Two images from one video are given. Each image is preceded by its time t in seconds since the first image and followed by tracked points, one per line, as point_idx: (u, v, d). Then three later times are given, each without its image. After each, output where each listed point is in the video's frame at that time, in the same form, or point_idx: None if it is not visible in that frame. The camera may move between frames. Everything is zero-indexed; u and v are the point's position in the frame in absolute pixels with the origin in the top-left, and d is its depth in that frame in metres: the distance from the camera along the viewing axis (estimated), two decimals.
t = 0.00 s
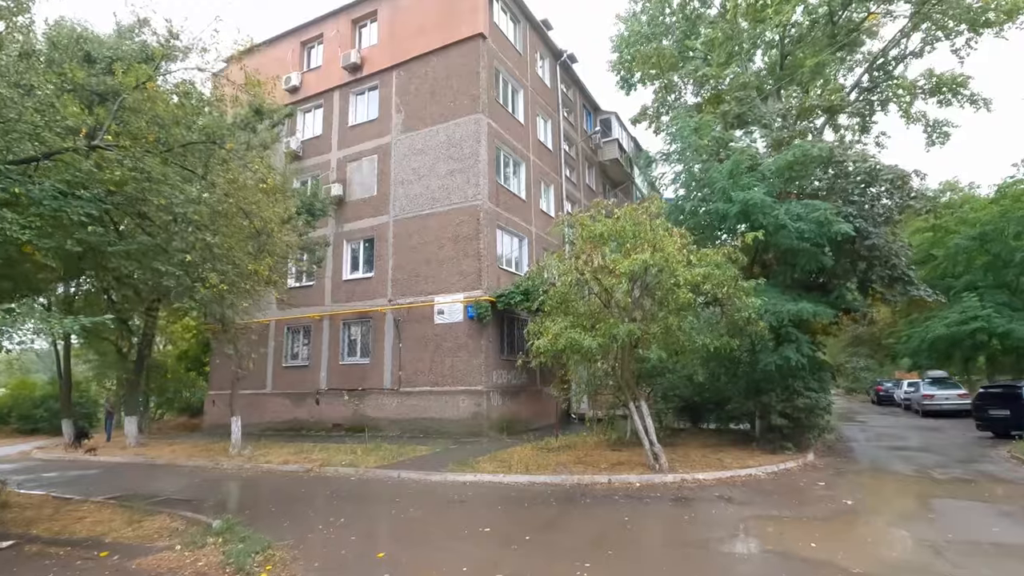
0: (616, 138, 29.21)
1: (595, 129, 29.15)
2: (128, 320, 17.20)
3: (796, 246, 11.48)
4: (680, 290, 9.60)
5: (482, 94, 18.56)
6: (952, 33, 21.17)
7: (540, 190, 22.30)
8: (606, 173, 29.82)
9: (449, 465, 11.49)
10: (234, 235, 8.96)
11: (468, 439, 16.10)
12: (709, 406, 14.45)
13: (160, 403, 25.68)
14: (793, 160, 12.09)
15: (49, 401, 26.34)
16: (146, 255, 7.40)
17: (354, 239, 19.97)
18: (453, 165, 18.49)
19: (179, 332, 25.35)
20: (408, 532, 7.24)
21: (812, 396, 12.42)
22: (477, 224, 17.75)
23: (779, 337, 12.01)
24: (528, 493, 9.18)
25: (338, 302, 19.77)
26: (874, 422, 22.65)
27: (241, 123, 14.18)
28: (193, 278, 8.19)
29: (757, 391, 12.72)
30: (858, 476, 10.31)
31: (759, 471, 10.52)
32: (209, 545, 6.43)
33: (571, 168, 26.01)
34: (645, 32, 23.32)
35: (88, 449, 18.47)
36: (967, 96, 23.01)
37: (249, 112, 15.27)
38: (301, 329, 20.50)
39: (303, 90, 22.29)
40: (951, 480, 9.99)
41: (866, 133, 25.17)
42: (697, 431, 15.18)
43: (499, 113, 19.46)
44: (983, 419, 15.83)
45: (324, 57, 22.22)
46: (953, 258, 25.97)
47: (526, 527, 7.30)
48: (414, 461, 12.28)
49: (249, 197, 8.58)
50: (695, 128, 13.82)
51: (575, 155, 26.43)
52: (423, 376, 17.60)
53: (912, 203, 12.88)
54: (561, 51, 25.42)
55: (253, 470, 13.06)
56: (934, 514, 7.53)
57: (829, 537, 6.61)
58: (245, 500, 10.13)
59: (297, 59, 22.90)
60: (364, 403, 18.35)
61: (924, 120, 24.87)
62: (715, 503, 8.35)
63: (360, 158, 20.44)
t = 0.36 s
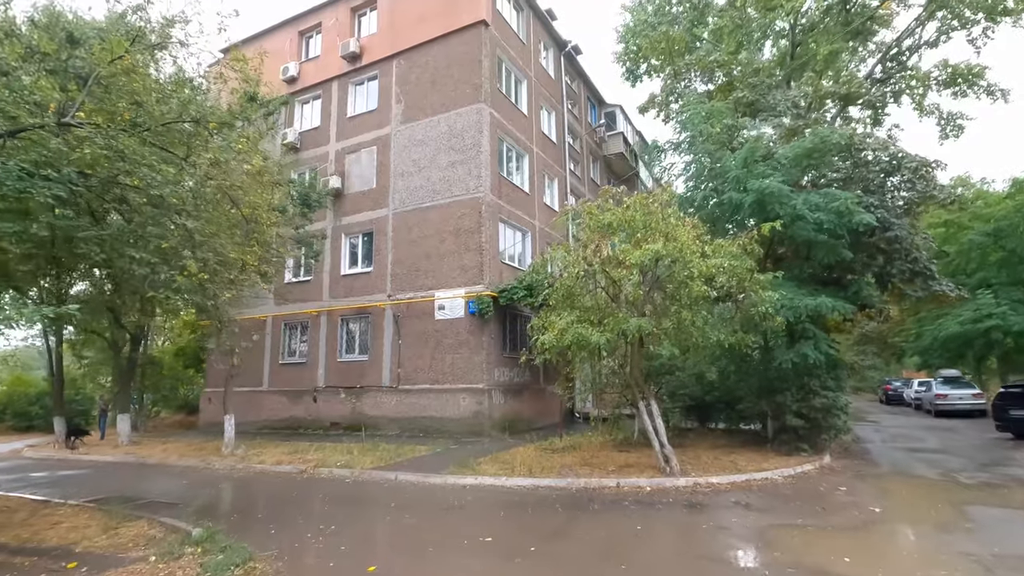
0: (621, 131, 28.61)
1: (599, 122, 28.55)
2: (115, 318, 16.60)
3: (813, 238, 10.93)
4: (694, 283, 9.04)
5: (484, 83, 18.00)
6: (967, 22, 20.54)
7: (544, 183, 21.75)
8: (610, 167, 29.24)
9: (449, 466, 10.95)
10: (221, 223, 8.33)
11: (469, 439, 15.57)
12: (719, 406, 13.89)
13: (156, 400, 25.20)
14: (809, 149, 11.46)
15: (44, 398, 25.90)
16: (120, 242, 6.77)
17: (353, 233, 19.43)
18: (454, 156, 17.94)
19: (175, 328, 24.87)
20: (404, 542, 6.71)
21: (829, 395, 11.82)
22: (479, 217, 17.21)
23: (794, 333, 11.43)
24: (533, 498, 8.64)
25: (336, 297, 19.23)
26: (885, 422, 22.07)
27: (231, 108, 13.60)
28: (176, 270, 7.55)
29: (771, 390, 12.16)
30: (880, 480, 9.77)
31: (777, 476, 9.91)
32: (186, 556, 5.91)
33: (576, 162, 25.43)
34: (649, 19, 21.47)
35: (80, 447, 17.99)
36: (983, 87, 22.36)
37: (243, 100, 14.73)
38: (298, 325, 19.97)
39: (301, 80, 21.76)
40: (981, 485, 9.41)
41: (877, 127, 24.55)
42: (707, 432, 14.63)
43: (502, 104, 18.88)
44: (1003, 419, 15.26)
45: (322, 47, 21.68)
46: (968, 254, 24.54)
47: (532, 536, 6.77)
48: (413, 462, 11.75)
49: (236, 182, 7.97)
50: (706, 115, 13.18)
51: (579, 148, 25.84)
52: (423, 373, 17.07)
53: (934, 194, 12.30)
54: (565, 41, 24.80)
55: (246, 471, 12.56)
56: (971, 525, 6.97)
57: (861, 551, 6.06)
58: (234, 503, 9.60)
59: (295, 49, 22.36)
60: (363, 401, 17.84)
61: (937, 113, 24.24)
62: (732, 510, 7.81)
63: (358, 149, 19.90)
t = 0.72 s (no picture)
0: (625, 125, 28.06)
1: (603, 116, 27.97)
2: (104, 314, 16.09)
3: (830, 229, 10.36)
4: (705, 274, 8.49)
5: (484, 72, 17.46)
6: (983, 11, 19.86)
7: (547, 177, 21.20)
8: (614, 162, 28.67)
9: (445, 468, 10.40)
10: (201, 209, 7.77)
11: (467, 439, 15.03)
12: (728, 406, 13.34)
13: (150, 397, 24.70)
14: (826, 135, 10.82)
15: (37, 394, 25.40)
16: (83, 224, 6.23)
17: (350, 226, 18.90)
18: (454, 148, 17.41)
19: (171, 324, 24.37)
20: (393, 551, 6.18)
21: (848, 395, 11.11)
22: (479, 210, 16.66)
23: (810, 330, 10.85)
24: (533, 502, 8.10)
25: (332, 293, 18.71)
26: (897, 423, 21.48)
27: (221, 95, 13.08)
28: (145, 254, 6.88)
29: (783, 388, 11.60)
30: (902, 485, 9.21)
31: (794, 480, 9.29)
32: (151, 567, 5.40)
33: (579, 156, 24.85)
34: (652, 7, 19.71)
35: (68, 446, 17.48)
36: (998, 79, 21.68)
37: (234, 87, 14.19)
38: (293, 321, 19.46)
39: (298, 71, 21.24)
40: (1009, 490, 8.87)
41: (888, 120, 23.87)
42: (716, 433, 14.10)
43: (503, 94, 18.36)
44: None
45: (319, 36, 21.15)
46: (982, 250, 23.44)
47: (531, 545, 6.25)
48: (408, 463, 11.21)
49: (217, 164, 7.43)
50: (716, 101, 12.58)
51: (582, 142, 25.27)
52: (421, 371, 16.55)
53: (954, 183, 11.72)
54: (569, 32, 24.24)
55: (234, 471, 12.05)
56: (1009, 535, 6.42)
57: (893, 565, 5.51)
58: (217, 506, 9.08)
59: (292, 39, 21.84)
60: (359, 399, 17.32)
61: (950, 106, 23.58)
62: (747, 517, 7.27)
63: (356, 141, 19.39)
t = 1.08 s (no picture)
0: (632, 120, 27.45)
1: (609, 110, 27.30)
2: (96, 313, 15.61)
3: (852, 221, 9.83)
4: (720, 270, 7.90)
5: (487, 62, 16.89)
6: None
7: (552, 171, 20.60)
8: (620, 158, 28.05)
9: (444, 473, 9.83)
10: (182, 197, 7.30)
11: (469, 442, 14.47)
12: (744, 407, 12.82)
13: (147, 396, 24.24)
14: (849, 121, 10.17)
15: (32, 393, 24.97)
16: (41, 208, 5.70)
17: (349, 222, 18.36)
18: (456, 140, 16.85)
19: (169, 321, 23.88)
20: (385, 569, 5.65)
21: (870, 398, 10.53)
22: (481, 204, 16.10)
23: (831, 328, 10.21)
24: (538, 513, 7.54)
25: (330, 290, 18.18)
26: (913, 426, 20.79)
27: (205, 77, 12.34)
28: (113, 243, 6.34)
29: (802, 390, 11.03)
30: (932, 495, 8.62)
31: (816, 489, 8.70)
32: None
33: (584, 150, 24.23)
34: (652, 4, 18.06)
35: (59, 446, 17.00)
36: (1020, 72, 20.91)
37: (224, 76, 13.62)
38: (291, 319, 18.94)
39: (297, 63, 20.72)
40: None
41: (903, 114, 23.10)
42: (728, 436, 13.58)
43: (507, 85, 17.78)
44: None
45: (319, 27, 20.63)
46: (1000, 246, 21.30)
47: (537, 563, 5.71)
48: (406, 467, 10.65)
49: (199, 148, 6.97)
50: (731, 88, 11.91)
51: (588, 136, 24.64)
52: (421, 371, 15.99)
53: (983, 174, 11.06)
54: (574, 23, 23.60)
55: (225, 474, 11.54)
56: None
57: None
58: (202, 514, 8.55)
59: (291, 30, 21.33)
60: (357, 400, 16.79)
61: (967, 100, 22.83)
62: (770, 531, 6.72)
63: (355, 134, 18.86)
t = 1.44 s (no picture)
0: (642, 112, 26.86)
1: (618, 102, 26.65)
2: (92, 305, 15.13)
3: (883, 209, 9.27)
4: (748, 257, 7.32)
5: (495, 48, 16.34)
6: None
7: (560, 163, 20.01)
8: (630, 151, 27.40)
9: (448, 474, 9.30)
10: (167, 177, 6.79)
11: (475, 441, 13.95)
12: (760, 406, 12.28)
13: (147, 392, 23.81)
14: (882, 102, 9.51)
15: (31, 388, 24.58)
16: None
17: (352, 214, 17.84)
18: (463, 129, 16.32)
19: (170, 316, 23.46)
20: None
21: (900, 398, 9.92)
22: (488, 196, 15.55)
23: (861, 324, 9.60)
24: (550, 520, 7.00)
25: (332, 284, 17.68)
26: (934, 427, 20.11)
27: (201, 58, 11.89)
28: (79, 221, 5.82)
29: (827, 389, 10.45)
30: (973, 502, 8.04)
31: (847, 496, 8.11)
32: None
33: (594, 142, 23.59)
34: None
35: (55, 442, 16.59)
36: None
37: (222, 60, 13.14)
38: (293, 313, 18.46)
39: (300, 51, 20.21)
40: None
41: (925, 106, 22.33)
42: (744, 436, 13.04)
43: (515, 72, 17.22)
44: None
45: (322, 14, 20.10)
46: None
47: None
48: (408, 468, 10.14)
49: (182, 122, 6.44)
50: (752, 69, 11.25)
51: (597, 128, 24.00)
52: (426, 367, 15.48)
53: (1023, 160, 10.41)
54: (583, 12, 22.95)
55: (220, 474, 11.06)
56: None
57: None
58: (193, 516, 8.07)
59: (294, 18, 20.82)
60: (360, 397, 16.30)
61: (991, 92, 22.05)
62: (805, 541, 6.17)
63: (359, 123, 18.34)
